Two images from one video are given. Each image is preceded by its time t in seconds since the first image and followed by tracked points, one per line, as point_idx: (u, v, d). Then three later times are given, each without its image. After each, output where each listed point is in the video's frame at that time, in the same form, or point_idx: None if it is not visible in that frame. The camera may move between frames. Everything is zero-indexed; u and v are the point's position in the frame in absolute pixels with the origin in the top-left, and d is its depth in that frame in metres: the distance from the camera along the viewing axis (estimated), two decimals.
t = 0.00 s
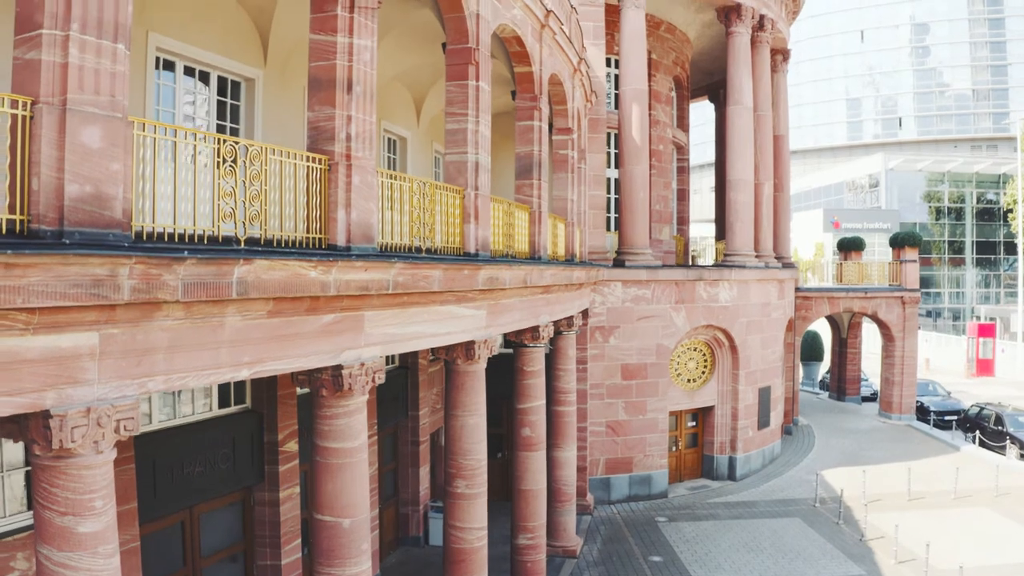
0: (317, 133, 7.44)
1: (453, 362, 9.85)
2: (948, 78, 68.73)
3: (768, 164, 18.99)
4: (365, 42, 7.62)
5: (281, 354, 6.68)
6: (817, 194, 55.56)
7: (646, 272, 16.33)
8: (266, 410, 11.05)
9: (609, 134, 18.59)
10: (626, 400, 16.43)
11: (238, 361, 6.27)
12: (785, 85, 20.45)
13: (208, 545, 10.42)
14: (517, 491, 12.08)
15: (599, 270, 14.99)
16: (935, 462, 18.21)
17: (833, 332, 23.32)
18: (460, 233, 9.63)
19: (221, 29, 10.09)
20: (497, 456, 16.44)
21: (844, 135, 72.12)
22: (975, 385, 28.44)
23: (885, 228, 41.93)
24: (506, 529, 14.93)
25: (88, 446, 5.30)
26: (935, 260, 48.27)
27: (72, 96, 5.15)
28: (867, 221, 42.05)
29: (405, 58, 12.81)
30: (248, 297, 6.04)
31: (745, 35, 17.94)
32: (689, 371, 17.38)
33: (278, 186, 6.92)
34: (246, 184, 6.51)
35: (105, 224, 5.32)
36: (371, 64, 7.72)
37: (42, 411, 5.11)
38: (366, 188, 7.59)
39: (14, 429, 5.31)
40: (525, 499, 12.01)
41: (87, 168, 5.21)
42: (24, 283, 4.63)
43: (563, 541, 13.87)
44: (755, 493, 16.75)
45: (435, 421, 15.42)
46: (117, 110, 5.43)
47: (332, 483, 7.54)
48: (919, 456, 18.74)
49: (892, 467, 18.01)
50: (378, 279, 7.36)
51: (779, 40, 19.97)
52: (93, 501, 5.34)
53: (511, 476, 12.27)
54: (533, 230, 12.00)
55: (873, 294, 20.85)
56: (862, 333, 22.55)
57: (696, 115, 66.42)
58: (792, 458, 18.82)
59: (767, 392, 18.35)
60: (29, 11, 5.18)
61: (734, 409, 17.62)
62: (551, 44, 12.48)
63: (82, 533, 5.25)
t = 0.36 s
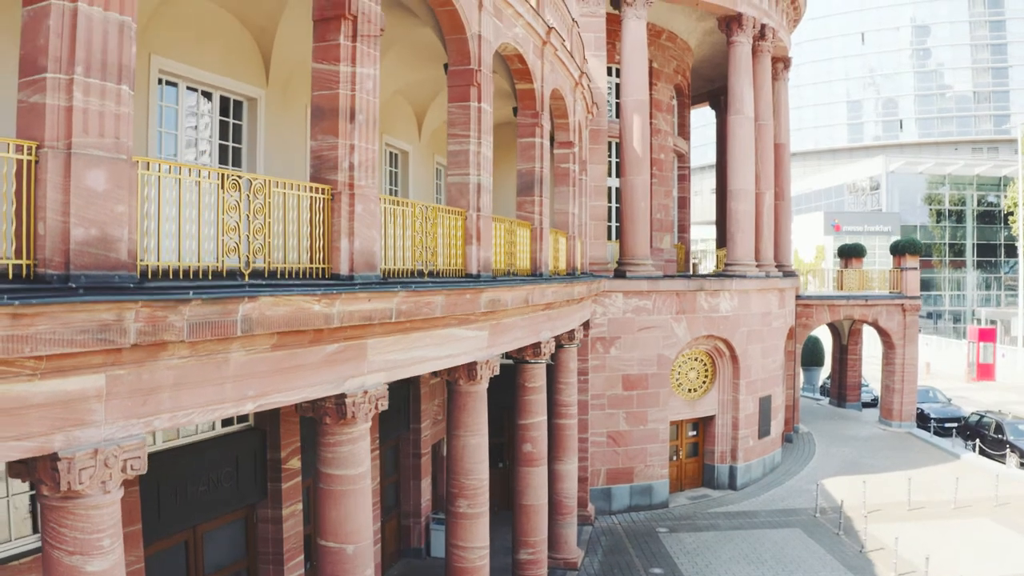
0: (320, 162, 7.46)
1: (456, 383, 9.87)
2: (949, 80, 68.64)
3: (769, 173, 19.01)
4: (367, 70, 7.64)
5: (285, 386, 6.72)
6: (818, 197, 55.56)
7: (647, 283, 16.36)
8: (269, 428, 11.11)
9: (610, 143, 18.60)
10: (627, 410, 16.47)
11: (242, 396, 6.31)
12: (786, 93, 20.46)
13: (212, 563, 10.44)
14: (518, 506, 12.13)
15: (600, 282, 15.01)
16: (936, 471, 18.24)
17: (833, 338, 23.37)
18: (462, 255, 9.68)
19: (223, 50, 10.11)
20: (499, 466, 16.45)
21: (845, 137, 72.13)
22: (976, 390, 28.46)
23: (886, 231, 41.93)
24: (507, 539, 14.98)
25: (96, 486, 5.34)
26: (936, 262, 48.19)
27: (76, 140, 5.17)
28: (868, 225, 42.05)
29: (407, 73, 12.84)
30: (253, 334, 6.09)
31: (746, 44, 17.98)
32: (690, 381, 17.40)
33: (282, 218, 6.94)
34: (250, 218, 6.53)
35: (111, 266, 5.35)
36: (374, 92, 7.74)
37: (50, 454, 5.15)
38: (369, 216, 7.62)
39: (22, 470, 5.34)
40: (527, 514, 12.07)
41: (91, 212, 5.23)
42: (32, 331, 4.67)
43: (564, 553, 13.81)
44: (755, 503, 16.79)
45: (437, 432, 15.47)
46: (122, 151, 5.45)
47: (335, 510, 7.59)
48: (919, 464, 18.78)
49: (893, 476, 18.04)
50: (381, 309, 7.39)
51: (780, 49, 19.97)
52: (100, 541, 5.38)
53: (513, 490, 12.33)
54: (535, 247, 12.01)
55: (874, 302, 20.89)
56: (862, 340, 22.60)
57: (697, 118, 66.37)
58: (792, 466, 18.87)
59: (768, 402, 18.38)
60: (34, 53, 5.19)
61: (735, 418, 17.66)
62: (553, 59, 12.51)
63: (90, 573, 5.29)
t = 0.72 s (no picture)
0: (320, 192, 7.44)
1: (456, 404, 9.88)
2: (950, 81, 68.49)
3: (770, 182, 19.01)
4: (369, 98, 7.63)
5: (287, 420, 6.72)
6: (818, 200, 55.49)
7: (648, 294, 16.38)
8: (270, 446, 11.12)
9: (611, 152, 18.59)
10: (628, 421, 16.48)
11: (244, 431, 6.31)
12: (787, 101, 20.43)
13: None
14: (519, 522, 12.14)
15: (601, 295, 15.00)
16: (936, 480, 18.25)
17: (834, 345, 23.40)
18: (463, 277, 9.68)
19: (223, 70, 10.08)
20: (500, 477, 16.46)
21: (845, 139, 72.06)
22: (978, 395, 28.46)
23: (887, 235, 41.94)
24: (508, 551, 14.99)
25: (99, 528, 5.34)
26: (937, 265, 48.05)
27: (76, 184, 5.16)
28: (869, 228, 42.07)
29: (409, 88, 12.83)
30: (254, 371, 6.10)
31: (747, 54, 18.00)
32: (691, 391, 17.41)
33: (283, 250, 6.93)
34: (251, 252, 6.52)
35: (112, 308, 5.36)
36: (374, 120, 7.72)
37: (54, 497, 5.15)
38: (370, 245, 7.62)
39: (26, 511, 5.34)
40: (528, 530, 12.09)
41: (92, 256, 5.23)
42: (34, 381, 4.68)
43: (565, 567, 13.84)
44: (756, 514, 16.77)
45: (438, 443, 15.49)
46: (122, 193, 5.45)
47: (338, 538, 7.58)
48: (920, 473, 18.79)
49: (894, 485, 18.03)
50: (382, 339, 7.40)
51: (781, 57, 19.94)
52: None
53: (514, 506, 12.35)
54: (536, 264, 12.00)
55: (874, 310, 20.89)
56: (863, 347, 22.60)
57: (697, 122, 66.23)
58: (793, 475, 18.89)
59: (768, 411, 18.39)
60: (33, 97, 5.17)
61: (735, 429, 17.66)
62: (554, 75, 12.51)
63: None
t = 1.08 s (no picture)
0: (321, 223, 7.45)
1: (457, 427, 9.89)
2: (951, 82, 68.24)
3: (771, 192, 19.01)
4: (370, 128, 7.62)
5: (289, 454, 6.73)
6: (818, 203, 55.46)
7: (648, 306, 16.39)
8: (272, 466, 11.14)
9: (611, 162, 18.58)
10: (628, 432, 16.49)
11: (247, 468, 6.32)
12: (788, 110, 20.40)
13: None
14: (519, 539, 12.16)
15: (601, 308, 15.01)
16: (936, 489, 18.26)
17: (834, 352, 23.44)
18: (464, 300, 9.70)
19: (223, 91, 10.07)
20: (501, 488, 16.49)
21: (845, 141, 71.96)
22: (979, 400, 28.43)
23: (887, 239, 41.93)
24: (509, 563, 15.01)
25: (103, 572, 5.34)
26: (938, 268, 47.84)
27: (78, 231, 5.16)
28: (869, 231, 42.06)
29: (410, 104, 12.83)
30: (257, 410, 6.12)
31: (748, 64, 18.02)
32: (692, 402, 17.43)
33: (284, 284, 6.94)
34: (253, 288, 6.53)
35: (114, 353, 5.39)
36: (375, 150, 7.72)
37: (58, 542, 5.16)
38: (371, 276, 7.64)
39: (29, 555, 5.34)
40: (528, 547, 12.12)
41: (94, 302, 5.24)
42: (38, 433, 4.70)
43: None
44: (757, 525, 16.72)
45: (438, 456, 15.50)
46: (123, 238, 5.46)
47: (339, 568, 7.56)
48: (920, 482, 18.80)
49: (894, 495, 18.02)
50: (383, 370, 7.42)
51: (782, 65, 19.91)
52: None
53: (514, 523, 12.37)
54: (537, 282, 11.99)
55: (875, 318, 20.90)
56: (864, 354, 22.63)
57: (697, 129, 66.23)
58: (793, 484, 18.92)
59: (769, 421, 18.41)
60: (34, 143, 5.16)
61: (736, 439, 17.67)
62: (555, 91, 12.51)
63: None
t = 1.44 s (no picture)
0: (324, 255, 7.48)
1: (459, 449, 9.92)
2: (952, 84, 68.02)
3: (772, 203, 19.02)
4: (372, 158, 7.63)
5: (292, 488, 6.74)
6: (818, 206, 55.47)
7: (649, 318, 16.40)
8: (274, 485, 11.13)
9: (612, 171, 18.58)
10: (629, 444, 16.51)
11: (251, 504, 6.32)
12: (789, 118, 20.40)
13: None
14: (521, 555, 12.21)
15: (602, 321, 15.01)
16: (937, 499, 18.29)
17: (834, 359, 23.51)
18: (466, 323, 9.71)
19: (225, 113, 10.07)
20: (501, 498, 16.52)
21: (846, 143, 71.88)
22: (979, 405, 28.42)
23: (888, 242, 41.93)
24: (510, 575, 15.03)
25: None
26: (938, 269, 47.77)
27: (82, 278, 5.18)
28: (871, 234, 42.07)
29: (411, 119, 12.82)
30: (261, 449, 6.15)
31: (749, 74, 18.03)
32: (693, 412, 17.45)
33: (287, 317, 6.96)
34: (256, 324, 6.55)
35: (120, 398, 5.42)
36: (377, 180, 7.72)
37: None
38: (374, 305, 7.67)
39: None
40: (529, 563, 12.16)
41: (99, 348, 5.27)
42: (46, 484, 4.70)
43: None
44: (757, 536, 16.69)
45: (440, 468, 15.51)
46: (128, 282, 5.49)
47: None
48: (920, 491, 18.83)
49: (894, 505, 18.04)
50: (386, 402, 7.45)
51: (783, 74, 19.89)
52: None
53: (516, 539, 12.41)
54: (538, 300, 12.00)
55: (875, 326, 20.93)
56: (864, 362, 22.68)
57: (698, 134, 66.27)
58: (794, 493, 18.96)
59: (769, 431, 18.43)
60: (37, 189, 5.17)
61: (737, 449, 17.70)
62: (557, 108, 12.54)
63: None
